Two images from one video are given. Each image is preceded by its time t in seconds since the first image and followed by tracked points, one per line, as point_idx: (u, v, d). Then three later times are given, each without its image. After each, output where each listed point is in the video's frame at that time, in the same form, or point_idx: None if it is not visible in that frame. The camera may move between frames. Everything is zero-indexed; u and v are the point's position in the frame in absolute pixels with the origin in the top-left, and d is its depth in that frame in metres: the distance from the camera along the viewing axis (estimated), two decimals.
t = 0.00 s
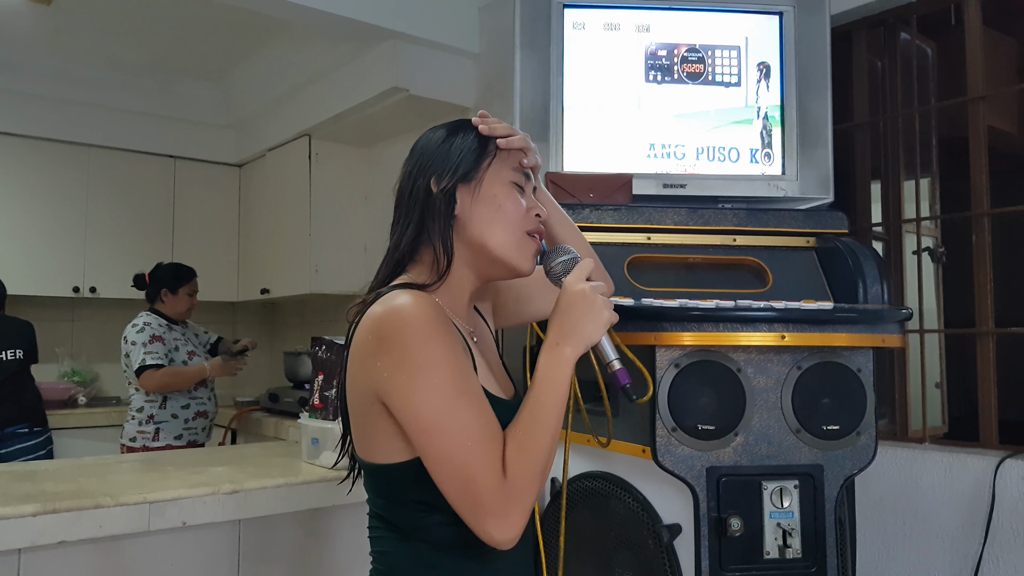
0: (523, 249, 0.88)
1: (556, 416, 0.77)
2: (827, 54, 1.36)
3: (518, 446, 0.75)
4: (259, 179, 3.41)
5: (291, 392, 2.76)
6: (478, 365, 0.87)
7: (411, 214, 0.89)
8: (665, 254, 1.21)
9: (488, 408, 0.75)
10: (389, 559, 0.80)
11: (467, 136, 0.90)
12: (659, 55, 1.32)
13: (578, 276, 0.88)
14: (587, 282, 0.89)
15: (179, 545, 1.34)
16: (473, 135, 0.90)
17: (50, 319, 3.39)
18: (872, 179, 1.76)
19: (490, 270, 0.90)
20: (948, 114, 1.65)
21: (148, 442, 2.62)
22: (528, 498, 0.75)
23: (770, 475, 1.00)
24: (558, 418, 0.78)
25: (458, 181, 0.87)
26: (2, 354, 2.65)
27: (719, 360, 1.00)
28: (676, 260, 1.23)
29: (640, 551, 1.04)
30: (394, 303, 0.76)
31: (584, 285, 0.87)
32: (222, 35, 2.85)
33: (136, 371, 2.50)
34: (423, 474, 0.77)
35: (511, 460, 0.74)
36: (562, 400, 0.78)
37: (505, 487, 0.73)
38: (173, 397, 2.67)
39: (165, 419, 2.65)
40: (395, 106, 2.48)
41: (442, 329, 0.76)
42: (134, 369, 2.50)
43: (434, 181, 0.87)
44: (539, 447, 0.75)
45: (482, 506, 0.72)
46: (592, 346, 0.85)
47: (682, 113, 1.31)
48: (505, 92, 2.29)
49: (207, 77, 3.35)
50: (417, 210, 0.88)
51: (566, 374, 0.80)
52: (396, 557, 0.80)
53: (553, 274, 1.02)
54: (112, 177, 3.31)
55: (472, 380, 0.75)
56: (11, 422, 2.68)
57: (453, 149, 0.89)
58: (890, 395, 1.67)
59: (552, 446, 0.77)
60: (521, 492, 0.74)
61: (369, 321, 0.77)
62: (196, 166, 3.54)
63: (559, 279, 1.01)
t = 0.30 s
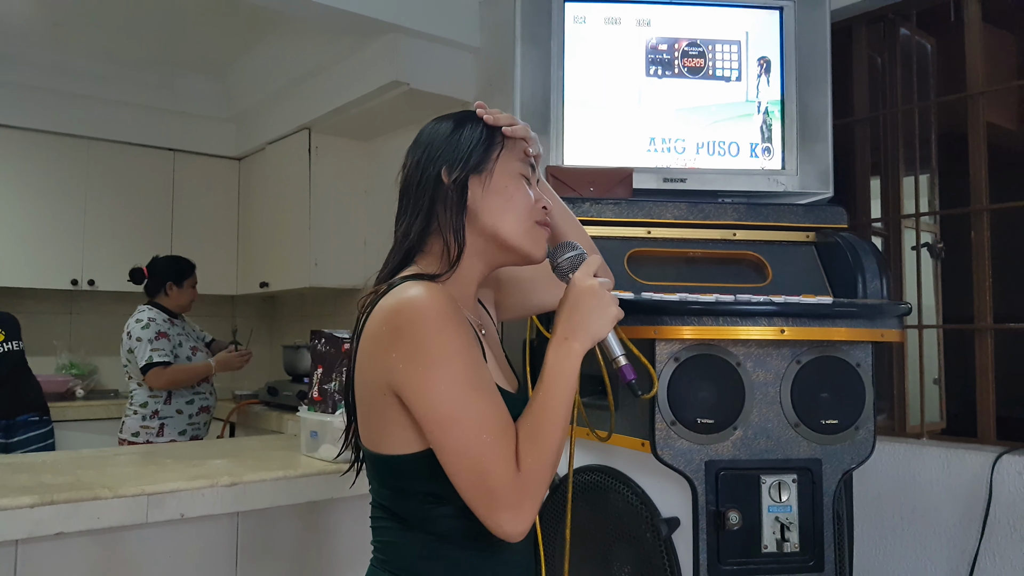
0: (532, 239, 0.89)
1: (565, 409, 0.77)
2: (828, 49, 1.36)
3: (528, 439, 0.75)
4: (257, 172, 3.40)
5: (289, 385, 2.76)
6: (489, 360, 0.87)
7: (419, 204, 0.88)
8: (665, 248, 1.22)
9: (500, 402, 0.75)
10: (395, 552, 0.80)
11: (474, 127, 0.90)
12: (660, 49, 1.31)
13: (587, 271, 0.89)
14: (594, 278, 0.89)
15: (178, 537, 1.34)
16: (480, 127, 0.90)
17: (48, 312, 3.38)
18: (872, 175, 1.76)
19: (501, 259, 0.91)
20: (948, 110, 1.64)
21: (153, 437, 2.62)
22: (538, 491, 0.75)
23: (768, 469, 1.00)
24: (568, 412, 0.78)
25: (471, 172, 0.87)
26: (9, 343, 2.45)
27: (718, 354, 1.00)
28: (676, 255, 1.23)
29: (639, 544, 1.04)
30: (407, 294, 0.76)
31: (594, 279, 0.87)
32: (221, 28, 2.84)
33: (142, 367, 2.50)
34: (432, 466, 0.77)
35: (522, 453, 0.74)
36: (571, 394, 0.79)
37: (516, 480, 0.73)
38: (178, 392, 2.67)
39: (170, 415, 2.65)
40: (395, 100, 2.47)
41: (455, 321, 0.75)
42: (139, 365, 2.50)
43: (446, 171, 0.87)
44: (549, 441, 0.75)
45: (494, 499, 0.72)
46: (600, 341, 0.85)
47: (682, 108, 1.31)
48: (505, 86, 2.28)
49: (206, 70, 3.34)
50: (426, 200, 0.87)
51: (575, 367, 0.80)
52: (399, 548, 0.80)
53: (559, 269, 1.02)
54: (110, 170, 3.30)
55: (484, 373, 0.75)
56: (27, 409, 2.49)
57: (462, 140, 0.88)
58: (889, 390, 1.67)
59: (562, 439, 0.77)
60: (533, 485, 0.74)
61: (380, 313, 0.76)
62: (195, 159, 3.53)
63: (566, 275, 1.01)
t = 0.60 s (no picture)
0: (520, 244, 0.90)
1: (553, 395, 0.77)
2: (826, 38, 1.36)
3: (514, 423, 0.75)
4: (255, 166, 3.40)
5: (287, 377, 2.76)
6: (479, 342, 0.88)
7: (429, 182, 0.88)
8: (664, 236, 1.23)
9: (487, 386, 0.75)
10: (392, 535, 0.81)
11: (502, 123, 0.90)
12: (658, 38, 1.31)
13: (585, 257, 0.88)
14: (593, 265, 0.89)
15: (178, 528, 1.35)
16: (507, 123, 0.91)
17: (45, 306, 3.38)
18: (869, 167, 1.77)
19: (487, 258, 0.91)
20: (945, 100, 1.65)
21: (158, 430, 2.61)
22: (523, 476, 0.75)
23: (766, 454, 1.01)
24: (556, 397, 0.78)
25: (487, 165, 0.87)
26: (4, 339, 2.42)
27: (715, 341, 1.01)
28: (674, 243, 1.24)
29: (636, 528, 1.06)
30: (397, 278, 0.76)
31: (592, 266, 0.87)
32: (217, 20, 2.83)
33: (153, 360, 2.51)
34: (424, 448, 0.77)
35: (506, 437, 0.74)
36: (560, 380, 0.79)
37: (500, 464, 0.73)
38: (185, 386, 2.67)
39: (175, 409, 2.65)
40: (393, 91, 2.47)
41: (443, 305, 0.76)
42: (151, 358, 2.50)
43: (466, 157, 0.86)
44: (535, 426, 0.75)
45: (477, 482, 0.73)
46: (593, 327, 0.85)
47: (680, 97, 1.32)
48: (503, 77, 2.27)
49: (203, 62, 3.33)
50: (438, 180, 0.87)
51: (564, 354, 0.80)
52: (395, 531, 0.80)
53: (558, 254, 1.03)
54: (106, 163, 3.29)
55: (470, 357, 0.75)
56: (29, 400, 2.48)
57: (489, 133, 0.88)
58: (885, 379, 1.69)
59: (548, 424, 0.77)
60: (518, 469, 0.75)
61: (370, 296, 0.77)
62: (191, 153, 3.53)
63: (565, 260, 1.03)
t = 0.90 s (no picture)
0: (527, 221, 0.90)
1: (567, 369, 0.77)
2: (824, 15, 1.35)
3: (527, 396, 0.75)
4: (252, 153, 3.38)
5: (288, 364, 2.77)
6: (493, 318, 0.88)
7: (443, 157, 0.85)
8: (664, 214, 1.23)
9: (500, 359, 0.75)
10: (404, 503, 0.80)
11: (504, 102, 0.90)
12: (657, 14, 1.31)
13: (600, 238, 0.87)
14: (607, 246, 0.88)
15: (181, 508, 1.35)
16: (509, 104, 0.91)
17: (45, 295, 3.37)
18: (868, 149, 1.77)
19: (494, 236, 0.90)
20: (944, 79, 1.64)
21: (169, 411, 2.62)
22: (536, 448, 0.75)
23: (767, 428, 1.01)
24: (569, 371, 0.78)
25: (502, 142, 0.87)
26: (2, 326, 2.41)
27: (716, 316, 1.00)
28: (674, 221, 1.24)
29: (638, 504, 1.06)
30: (411, 253, 0.76)
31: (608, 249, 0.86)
32: (213, 6, 2.81)
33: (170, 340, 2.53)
34: (438, 420, 0.77)
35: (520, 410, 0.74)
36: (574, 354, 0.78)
37: (512, 436, 0.73)
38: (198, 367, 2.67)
39: (187, 390, 2.64)
40: (390, 76, 2.45)
41: (457, 279, 0.75)
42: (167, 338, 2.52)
43: (482, 132, 0.86)
44: (548, 399, 0.75)
45: (490, 454, 0.72)
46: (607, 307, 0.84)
47: (678, 74, 1.31)
48: (501, 62, 2.26)
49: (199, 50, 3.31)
50: (457, 154, 0.85)
51: (579, 329, 0.79)
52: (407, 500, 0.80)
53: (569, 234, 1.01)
54: (103, 151, 3.28)
55: (484, 330, 0.75)
56: (33, 387, 2.47)
57: (500, 111, 0.89)
58: (884, 358, 1.69)
59: (562, 398, 0.76)
60: (530, 442, 0.74)
61: (385, 270, 0.77)
62: (188, 141, 3.51)
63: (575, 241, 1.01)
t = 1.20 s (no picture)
0: (515, 182, 0.89)
1: (575, 343, 0.77)
2: None
3: (538, 371, 0.75)
4: (253, 141, 3.38)
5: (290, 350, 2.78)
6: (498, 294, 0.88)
7: (412, 146, 0.89)
8: (666, 197, 1.22)
9: (510, 336, 0.75)
10: (421, 476, 0.81)
11: (475, 70, 0.89)
12: None
13: (601, 214, 0.88)
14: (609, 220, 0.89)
15: (185, 490, 1.35)
16: (481, 69, 0.90)
17: (47, 283, 3.37)
18: (870, 137, 1.76)
19: (489, 206, 0.91)
20: (946, 63, 1.64)
21: (174, 391, 2.66)
22: (549, 422, 0.75)
23: (768, 407, 1.01)
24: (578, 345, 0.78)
25: (462, 112, 0.86)
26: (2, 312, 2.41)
27: (719, 295, 1.01)
28: (676, 203, 1.24)
29: (641, 484, 1.05)
30: (417, 234, 0.76)
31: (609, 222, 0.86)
32: None
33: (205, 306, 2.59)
34: (450, 396, 0.77)
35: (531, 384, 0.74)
36: (581, 329, 0.78)
37: (525, 410, 0.73)
38: (205, 348, 2.70)
39: (192, 370, 2.67)
40: (391, 63, 2.44)
41: (463, 257, 0.76)
42: (201, 305, 2.58)
43: (438, 111, 0.87)
44: (559, 373, 0.75)
45: (503, 428, 0.73)
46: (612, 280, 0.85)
47: (680, 57, 1.30)
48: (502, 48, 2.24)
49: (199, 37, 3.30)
50: (422, 139, 0.88)
51: (584, 304, 0.79)
52: (423, 472, 0.81)
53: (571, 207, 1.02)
54: (104, 139, 3.28)
55: (493, 307, 0.75)
56: (27, 375, 2.48)
57: (463, 79, 0.88)
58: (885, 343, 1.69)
59: (572, 371, 0.77)
60: (542, 415, 0.74)
61: (391, 252, 0.77)
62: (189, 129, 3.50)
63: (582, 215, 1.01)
